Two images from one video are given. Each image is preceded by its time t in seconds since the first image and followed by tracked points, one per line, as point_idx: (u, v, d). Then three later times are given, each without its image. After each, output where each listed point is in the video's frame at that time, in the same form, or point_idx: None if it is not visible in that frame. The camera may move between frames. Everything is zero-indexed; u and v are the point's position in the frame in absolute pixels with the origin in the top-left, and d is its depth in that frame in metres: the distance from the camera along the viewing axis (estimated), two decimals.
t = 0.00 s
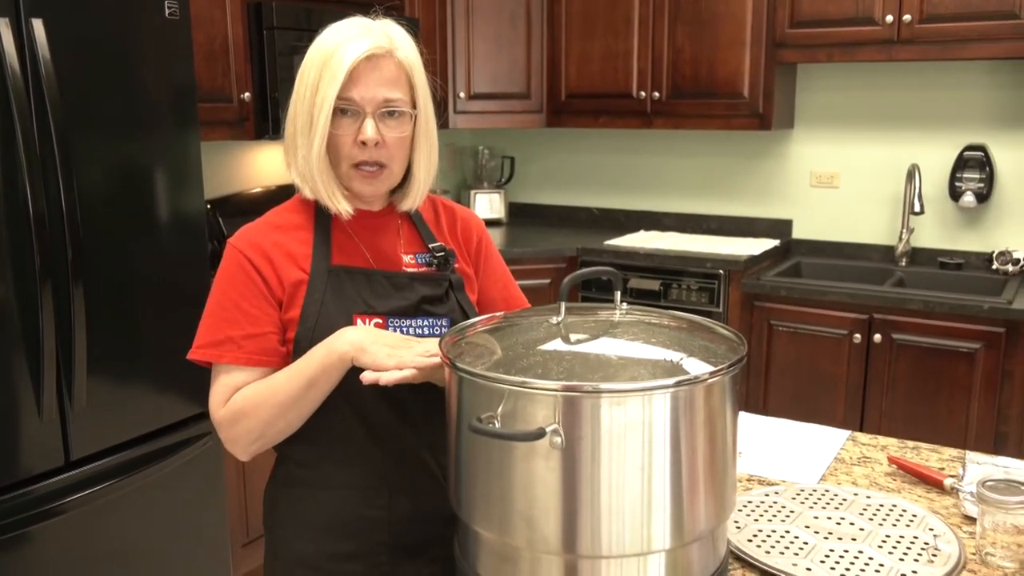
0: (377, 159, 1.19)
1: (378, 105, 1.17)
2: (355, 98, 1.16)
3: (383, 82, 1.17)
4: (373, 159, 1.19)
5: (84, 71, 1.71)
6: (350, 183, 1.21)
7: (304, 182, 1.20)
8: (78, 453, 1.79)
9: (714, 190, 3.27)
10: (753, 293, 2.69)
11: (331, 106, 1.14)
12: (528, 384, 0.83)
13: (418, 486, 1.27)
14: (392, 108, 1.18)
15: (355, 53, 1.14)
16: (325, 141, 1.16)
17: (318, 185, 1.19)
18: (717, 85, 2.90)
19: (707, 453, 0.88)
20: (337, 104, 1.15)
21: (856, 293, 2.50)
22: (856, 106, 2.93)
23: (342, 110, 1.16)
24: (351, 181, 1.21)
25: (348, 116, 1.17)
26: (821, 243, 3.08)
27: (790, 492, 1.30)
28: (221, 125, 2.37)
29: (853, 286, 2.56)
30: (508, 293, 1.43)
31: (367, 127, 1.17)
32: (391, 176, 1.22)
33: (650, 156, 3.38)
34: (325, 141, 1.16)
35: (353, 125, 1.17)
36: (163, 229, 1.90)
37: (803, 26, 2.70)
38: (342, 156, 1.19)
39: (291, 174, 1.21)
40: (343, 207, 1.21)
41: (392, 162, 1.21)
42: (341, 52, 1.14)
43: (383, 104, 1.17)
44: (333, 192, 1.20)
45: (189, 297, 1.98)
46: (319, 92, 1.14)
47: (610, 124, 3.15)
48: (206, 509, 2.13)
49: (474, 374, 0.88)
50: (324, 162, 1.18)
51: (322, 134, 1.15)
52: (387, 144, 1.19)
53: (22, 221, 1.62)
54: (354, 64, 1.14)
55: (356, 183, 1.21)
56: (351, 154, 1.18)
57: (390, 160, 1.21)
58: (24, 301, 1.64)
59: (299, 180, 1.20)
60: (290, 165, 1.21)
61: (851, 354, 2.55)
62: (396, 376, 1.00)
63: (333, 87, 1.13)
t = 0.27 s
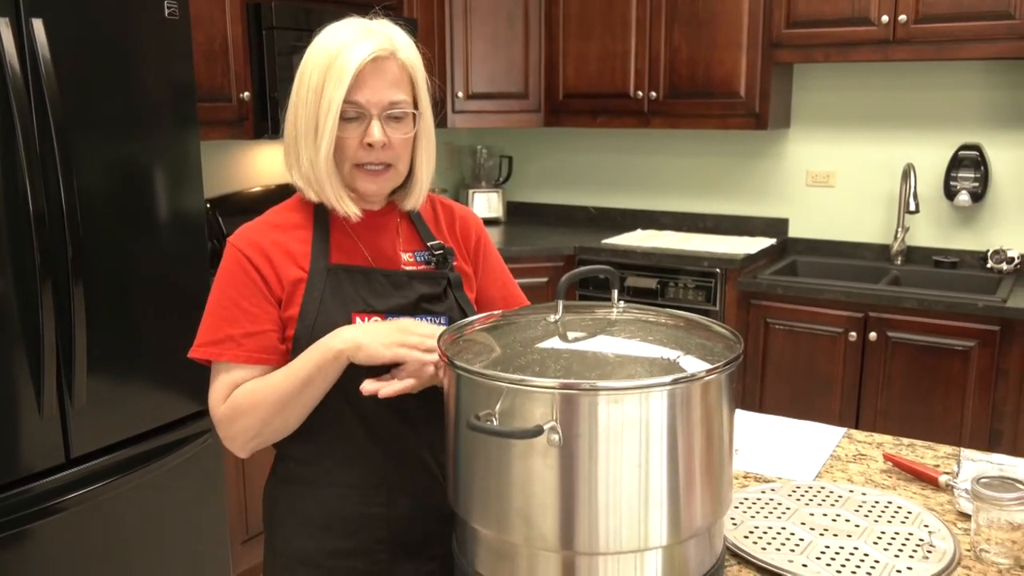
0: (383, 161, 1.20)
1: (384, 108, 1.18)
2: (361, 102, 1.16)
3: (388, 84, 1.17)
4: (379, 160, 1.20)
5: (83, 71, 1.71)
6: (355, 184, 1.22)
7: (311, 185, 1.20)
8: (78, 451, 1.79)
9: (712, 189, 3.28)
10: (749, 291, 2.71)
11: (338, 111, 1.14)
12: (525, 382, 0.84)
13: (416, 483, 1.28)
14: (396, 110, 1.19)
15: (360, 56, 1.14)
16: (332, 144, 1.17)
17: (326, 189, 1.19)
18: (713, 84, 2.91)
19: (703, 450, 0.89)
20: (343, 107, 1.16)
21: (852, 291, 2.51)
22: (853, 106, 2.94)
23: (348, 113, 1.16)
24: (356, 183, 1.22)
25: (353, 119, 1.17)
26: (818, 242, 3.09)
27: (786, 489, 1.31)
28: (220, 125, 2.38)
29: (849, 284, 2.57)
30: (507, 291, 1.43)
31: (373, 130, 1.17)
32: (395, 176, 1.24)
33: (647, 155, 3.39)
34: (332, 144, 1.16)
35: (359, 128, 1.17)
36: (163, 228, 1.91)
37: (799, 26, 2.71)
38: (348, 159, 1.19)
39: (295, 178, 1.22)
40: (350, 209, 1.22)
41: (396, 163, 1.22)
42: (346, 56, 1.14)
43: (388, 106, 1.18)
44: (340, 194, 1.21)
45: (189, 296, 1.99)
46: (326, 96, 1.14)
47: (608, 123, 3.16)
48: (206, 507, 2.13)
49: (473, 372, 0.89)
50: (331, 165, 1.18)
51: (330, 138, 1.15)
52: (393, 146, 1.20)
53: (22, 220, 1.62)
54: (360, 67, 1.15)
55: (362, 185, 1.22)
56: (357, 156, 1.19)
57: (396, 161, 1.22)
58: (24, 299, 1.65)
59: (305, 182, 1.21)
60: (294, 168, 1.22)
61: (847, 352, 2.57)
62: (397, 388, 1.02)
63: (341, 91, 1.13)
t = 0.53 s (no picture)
0: (386, 160, 1.21)
1: (387, 108, 1.19)
2: (365, 102, 1.17)
3: (391, 84, 1.18)
4: (382, 159, 1.21)
5: (84, 71, 1.72)
6: (359, 184, 1.23)
7: (316, 185, 1.21)
8: (79, 449, 1.80)
9: (710, 189, 3.29)
10: (746, 290, 2.72)
11: (343, 111, 1.15)
12: (524, 380, 0.85)
13: (416, 480, 1.29)
14: (399, 110, 1.20)
15: (364, 57, 1.15)
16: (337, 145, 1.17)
17: (331, 188, 1.20)
18: (710, 84, 2.92)
19: (700, 449, 0.90)
20: (348, 107, 1.16)
21: (849, 290, 2.52)
22: (850, 105, 2.95)
23: (352, 113, 1.17)
24: (360, 183, 1.23)
25: (358, 119, 1.18)
26: (816, 241, 3.10)
27: (783, 487, 1.32)
28: (220, 124, 2.38)
29: (846, 283, 2.58)
30: (506, 285, 1.44)
31: (378, 129, 1.18)
32: (398, 175, 1.25)
33: (645, 155, 3.40)
34: (337, 144, 1.17)
35: (363, 128, 1.18)
36: (163, 227, 1.92)
37: (796, 26, 2.72)
38: (352, 158, 1.20)
39: (299, 179, 1.22)
40: (355, 208, 1.23)
41: (399, 162, 1.23)
42: (349, 57, 1.15)
43: (391, 106, 1.19)
44: (345, 193, 1.22)
45: (189, 295, 1.99)
46: (331, 97, 1.15)
47: (606, 123, 3.17)
48: (206, 505, 2.14)
49: (471, 370, 0.90)
50: (336, 165, 1.19)
51: (336, 138, 1.16)
52: (397, 145, 1.21)
53: (22, 219, 1.63)
54: (364, 68, 1.15)
55: (366, 184, 1.22)
56: (360, 155, 1.20)
57: (399, 160, 1.23)
58: (25, 298, 1.65)
59: (309, 183, 1.21)
60: (297, 169, 1.22)
61: (843, 351, 2.58)
62: (402, 399, 1.06)
63: (346, 91, 1.14)
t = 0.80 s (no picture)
0: (375, 154, 1.22)
1: (379, 102, 1.19)
2: (357, 93, 1.18)
3: (386, 79, 1.19)
4: (371, 153, 1.22)
5: (84, 70, 1.73)
6: (346, 176, 1.23)
7: (303, 173, 1.22)
8: (80, 446, 1.81)
9: (707, 188, 3.30)
10: (743, 289, 2.73)
11: (332, 99, 1.16)
12: (522, 378, 0.86)
13: (415, 478, 1.30)
14: (393, 105, 1.21)
15: (359, 49, 1.17)
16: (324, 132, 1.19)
17: (316, 176, 1.21)
18: (707, 84, 2.93)
19: (697, 446, 0.91)
20: (339, 97, 1.18)
21: (845, 288, 2.54)
22: (847, 105, 2.96)
23: (343, 104, 1.19)
24: (348, 174, 1.23)
25: (349, 110, 1.19)
26: (812, 240, 3.12)
27: (779, 484, 1.33)
28: (221, 124, 2.39)
29: (842, 281, 2.59)
30: (504, 284, 1.46)
31: (367, 121, 1.19)
32: (388, 171, 1.25)
33: (642, 154, 3.41)
34: (324, 132, 1.18)
35: (353, 119, 1.19)
36: (163, 226, 1.93)
37: (793, 26, 2.73)
38: (341, 148, 1.21)
39: (290, 167, 1.24)
40: (337, 198, 1.24)
41: (389, 157, 1.24)
42: (345, 48, 1.17)
43: (385, 100, 1.20)
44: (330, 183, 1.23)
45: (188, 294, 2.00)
46: (322, 85, 1.16)
47: (603, 123, 3.18)
48: (206, 503, 2.15)
49: (469, 368, 0.91)
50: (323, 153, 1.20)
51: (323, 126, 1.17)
52: (386, 140, 1.22)
53: (23, 218, 1.64)
54: (357, 60, 1.17)
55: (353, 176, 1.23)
56: (349, 146, 1.21)
57: (389, 155, 1.23)
58: (26, 297, 1.66)
59: (298, 170, 1.23)
60: (290, 157, 1.24)
61: (839, 349, 2.59)
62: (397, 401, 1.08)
63: (336, 80, 1.16)
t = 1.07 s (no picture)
0: (377, 156, 1.23)
1: (381, 104, 1.20)
2: (359, 96, 1.19)
3: (389, 81, 1.20)
4: (373, 155, 1.23)
5: (85, 70, 1.74)
6: (349, 177, 1.25)
7: (306, 173, 1.23)
8: (80, 444, 1.82)
9: (705, 187, 3.31)
10: (741, 287, 2.74)
11: (335, 101, 1.17)
12: (520, 375, 0.87)
13: (414, 475, 1.31)
14: (395, 107, 1.22)
15: (361, 51, 1.18)
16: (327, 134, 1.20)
17: (319, 177, 1.22)
18: (705, 84, 2.94)
19: (695, 443, 0.92)
20: (341, 99, 1.19)
21: (842, 287, 2.55)
22: (844, 104, 2.97)
23: (346, 106, 1.19)
24: (351, 176, 1.24)
25: (351, 111, 1.20)
26: (810, 238, 3.13)
27: (776, 481, 1.34)
28: (221, 123, 2.39)
29: (839, 279, 2.60)
30: (504, 283, 1.47)
31: (369, 123, 1.20)
32: (390, 173, 1.26)
33: (641, 154, 3.42)
34: (327, 134, 1.19)
35: (356, 121, 1.20)
36: (163, 224, 1.94)
37: (790, 26, 2.74)
38: (343, 150, 1.22)
39: (294, 167, 1.25)
40: (342, 199, 1.25)
41: (391, 158, 1.25)
42: (348, 50, 1.18)
43: (387, 103, 1.21)
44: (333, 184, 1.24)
45: (189, 292, 2.01)
46: (325, 87, 1.17)
47: (601, 122, 3.19)
48: (206, 500, 2.16)
49: (468, 365, 0.92)
50: (326, 155, 1.21)
51: (325, 127, 1.18)
52: (388, 142, 1.23)
53: (24, 217, 1.65)
54: (360, 62, 1.18)
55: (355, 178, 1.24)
56: (351, 148, 1.22)
57: (390, 157, 1.24)
58: (27, 295, 1.67)
59: (301, 171, 1.24)
60: (293, 158, 1.25)
61: (835, 347, 2.60)
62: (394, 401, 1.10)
63: (339, 82, 1.16)
